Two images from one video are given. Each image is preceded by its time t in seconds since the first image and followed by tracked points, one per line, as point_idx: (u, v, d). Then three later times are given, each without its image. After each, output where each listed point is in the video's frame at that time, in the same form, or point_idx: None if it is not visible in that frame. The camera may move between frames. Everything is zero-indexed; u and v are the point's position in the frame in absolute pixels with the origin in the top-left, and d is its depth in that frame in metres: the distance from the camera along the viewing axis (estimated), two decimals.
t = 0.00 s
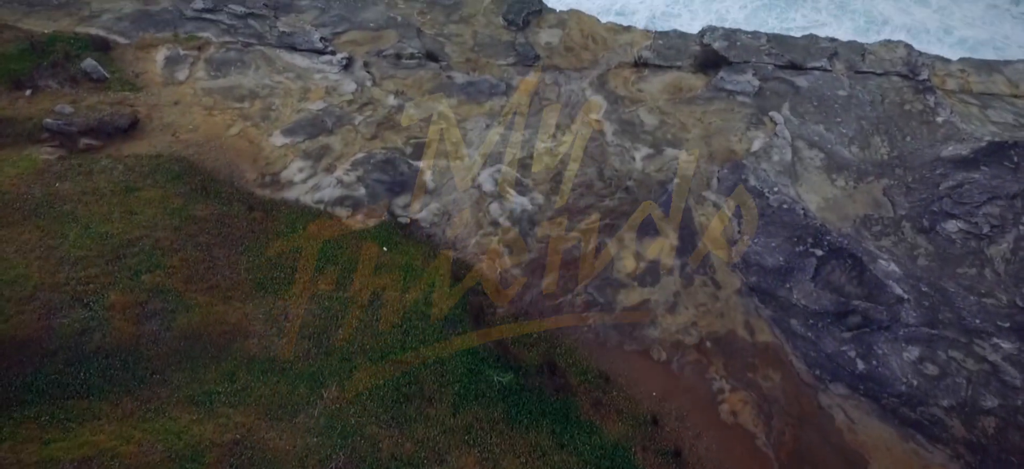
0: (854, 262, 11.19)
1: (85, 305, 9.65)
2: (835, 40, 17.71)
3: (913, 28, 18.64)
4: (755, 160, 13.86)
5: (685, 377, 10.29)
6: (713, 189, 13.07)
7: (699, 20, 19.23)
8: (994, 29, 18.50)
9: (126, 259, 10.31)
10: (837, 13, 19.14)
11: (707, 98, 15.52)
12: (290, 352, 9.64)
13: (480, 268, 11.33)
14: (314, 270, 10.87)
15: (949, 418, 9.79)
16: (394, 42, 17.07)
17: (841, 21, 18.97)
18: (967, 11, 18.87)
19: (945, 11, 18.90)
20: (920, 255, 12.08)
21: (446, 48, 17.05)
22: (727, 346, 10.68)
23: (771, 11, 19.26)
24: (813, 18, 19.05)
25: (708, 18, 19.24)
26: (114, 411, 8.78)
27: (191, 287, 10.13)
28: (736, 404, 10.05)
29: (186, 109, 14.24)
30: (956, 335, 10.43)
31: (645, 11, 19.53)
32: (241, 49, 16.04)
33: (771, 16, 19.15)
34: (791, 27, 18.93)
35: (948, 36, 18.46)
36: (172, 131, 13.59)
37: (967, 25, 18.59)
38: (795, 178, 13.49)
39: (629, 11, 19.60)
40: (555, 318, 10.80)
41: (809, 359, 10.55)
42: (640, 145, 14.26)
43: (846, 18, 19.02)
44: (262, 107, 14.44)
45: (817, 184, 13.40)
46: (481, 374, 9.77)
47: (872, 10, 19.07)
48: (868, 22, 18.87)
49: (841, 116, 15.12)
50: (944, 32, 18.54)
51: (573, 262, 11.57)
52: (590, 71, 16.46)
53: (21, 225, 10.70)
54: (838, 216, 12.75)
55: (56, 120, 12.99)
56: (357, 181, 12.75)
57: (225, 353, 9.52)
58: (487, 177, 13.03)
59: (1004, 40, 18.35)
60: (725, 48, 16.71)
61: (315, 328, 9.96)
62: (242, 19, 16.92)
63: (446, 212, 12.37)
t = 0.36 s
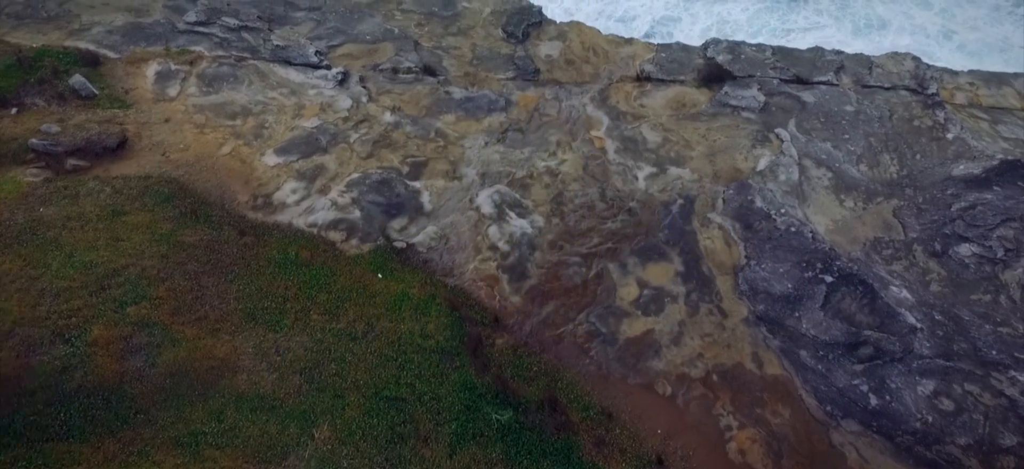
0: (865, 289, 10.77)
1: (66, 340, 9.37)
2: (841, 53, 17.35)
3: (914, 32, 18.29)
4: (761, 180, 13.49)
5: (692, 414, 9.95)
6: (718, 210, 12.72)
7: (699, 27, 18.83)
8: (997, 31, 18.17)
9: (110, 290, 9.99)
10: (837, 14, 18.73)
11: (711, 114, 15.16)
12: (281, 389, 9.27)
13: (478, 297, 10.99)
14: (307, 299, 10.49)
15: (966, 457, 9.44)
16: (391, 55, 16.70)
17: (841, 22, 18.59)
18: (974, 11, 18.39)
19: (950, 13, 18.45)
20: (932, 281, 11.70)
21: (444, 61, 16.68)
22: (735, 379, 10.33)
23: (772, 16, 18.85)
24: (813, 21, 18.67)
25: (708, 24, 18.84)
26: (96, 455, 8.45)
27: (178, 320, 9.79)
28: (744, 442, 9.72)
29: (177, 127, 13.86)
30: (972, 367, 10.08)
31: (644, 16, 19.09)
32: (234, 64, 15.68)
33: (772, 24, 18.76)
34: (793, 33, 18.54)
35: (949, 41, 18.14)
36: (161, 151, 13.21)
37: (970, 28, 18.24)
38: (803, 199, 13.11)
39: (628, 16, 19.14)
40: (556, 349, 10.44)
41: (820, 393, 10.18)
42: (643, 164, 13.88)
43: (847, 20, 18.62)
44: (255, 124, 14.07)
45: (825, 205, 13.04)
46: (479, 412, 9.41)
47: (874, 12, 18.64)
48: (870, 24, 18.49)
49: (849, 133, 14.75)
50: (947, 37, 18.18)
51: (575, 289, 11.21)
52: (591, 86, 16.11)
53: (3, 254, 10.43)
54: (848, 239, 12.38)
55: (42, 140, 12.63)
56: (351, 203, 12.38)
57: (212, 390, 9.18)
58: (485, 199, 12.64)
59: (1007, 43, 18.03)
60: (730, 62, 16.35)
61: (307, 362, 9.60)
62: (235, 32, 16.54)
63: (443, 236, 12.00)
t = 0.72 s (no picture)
0: (878, 321, 10.41)
1: (46, 382, 9.12)
2: (848, 67, 16.97)
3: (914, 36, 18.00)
4: (768, 202, 13.11)
5: (699, 455, 9.65)
6: (725, 235, 12.33)
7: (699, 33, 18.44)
8: (999, 36, 17.86)
9: (93, 326, 9.70)
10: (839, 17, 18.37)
11: (716, 132, 14.79)
12: (271, 432, 8.98)
13: (477, 328, 10.59)
14: (300, 332, 10.12)
15: None
16: (388, 70, 16.32)
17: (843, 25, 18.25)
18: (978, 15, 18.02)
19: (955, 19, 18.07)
20: (946, 310, 11.30)
21: (442, 76, 16.31)
22: (743, 418, 10.02)
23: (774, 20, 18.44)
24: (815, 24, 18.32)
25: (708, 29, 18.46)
26: None
27: (164, 358, 9.50)
28: None
29: (167, 147, 13.47)
30: (990, 405, 9.80)
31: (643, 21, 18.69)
32: (227, 80, 15.30)
33: (774, 27, 18.36)
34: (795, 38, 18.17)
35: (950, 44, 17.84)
36: (151, 173, 12.82)
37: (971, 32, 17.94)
38: (812, 222, 12.71)
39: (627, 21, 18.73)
40: (558, 386, 10.09)
41: (833, 433, 9.86)
42: (646, 185, 13.50)
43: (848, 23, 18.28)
44: (247, 144, 13.68)
45: (835, 228, 12.66)
46: (477, 456, 9.13)
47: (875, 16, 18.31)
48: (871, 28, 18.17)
49: (858, 152, 14.36)
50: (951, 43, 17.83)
51: (577, 321, 10.84)
52: (593, 102, 15.74)
53: None
54: (859, 265, 12.00)
55: (28, 163, 12.27)
56: (347, 228, 12.01)
57: (199, 433, 8.90)
58: (484, 223, 12.25)
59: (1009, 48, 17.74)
60: (735, 77, 15.98)
61: (299, 402, 9.29)
62: (228, 46, 16.15)
63: (441, 262, 11.63)
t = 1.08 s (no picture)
0: (894, 355, 10.15)
1: (25, 427, 8.75)
2: (857, 82, 16.59)
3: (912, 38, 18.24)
4: (777, 226, 12.72)
5: None
6: (733, 261, 11.94)
7: (701, 34, 18.62)
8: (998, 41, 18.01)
9: (75, 366, 9.32)
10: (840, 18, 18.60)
11: (723, 151, 14.38)
12: None
13: (477, 363, 10.33)
14: (292, 369, 9.71)
15: None
16: (385, 86, 15.91)
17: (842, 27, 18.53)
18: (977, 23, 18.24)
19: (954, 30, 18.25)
20: (964, 343, 10.90)
21: (442, 92, 15.90)
22: (755, 461, 9.65)
23: (777, 21, 18.62)
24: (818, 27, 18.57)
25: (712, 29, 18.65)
26: None
27: (149, 399, 9.10)
28: None
29: (157, 169, 13.06)
30: (1014, 446, 9.50)
31: (647, 22, 18.83)
32: (220, 96, 14.91)
33: (776, 31, 18.52)
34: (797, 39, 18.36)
35: (948, 47, 18.01)
36: (140, 196, 12.40)
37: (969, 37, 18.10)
38: (822, 247, 12.35)
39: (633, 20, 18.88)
40: (561, 425, 9.80)
41: None
42: (652, 207, 13.10)
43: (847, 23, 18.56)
44: (240, 165, 13.27)
45: (848, 254, 12.26)
46: None
47: (874, 20, 18.60)
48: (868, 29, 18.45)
49: (869, 172, 13.97)
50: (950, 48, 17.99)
51: (581, 355, 10.47)
52: (596, 119, 15.34)
53: None
54: (873, 293, 11.60)
55: (12, 188, 11.88)
56: (342, 255, 11.59)
57: None
58: (484, 250, 11.85)
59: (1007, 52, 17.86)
60: (741, 94, 15.59)
61: (291, 445, 8.87)
62: (222, 61, 15.77)
63: (440, 292, 11.23)
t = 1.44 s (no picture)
0: (913, 393, 9.77)
1: None
2: (868, 98, 16.19)
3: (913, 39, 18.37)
4: (789, 252, 12.29)
5: None
6: (744, 290, 11.51)
7: (703, 37, 18.90)
8: (1002, 43, 17.98)
9: (57, 410, 8.95)
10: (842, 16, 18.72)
11: (732, 172, 13.96)
12: None
13: (477, 402, 9.99)
14: (285, 410, 9.34)
15: None
16: (383, 102, 15.48)
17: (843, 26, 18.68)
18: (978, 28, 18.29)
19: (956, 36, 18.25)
20: (985, 378, 10.55)
21: (441, 109, 15.47)
22: None
23: (778, 21, 18.83)
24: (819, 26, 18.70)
25: (713, 31, 18.93)
26: None
27: (134, 444, 8.73)
28: None
29: (147, 192, 12.63)
30: None
31: (649, 25, 19.16)
32: (213, 115, 14.48)
33: (778, 35, 18.78)
34: (797, 42, 18.64)
35: (949, 51, 18.05)
36: (129, 222, 11.97)
37: (971, 40, 18.12)
38: (836, 275, 11.92)
39: (635, 23, 19.21)
40: None
41: None
42: (659, 232, 12.68)
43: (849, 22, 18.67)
44: (234, 188, 12.83)
45: (862, 282, 11.84)
46: None
47: (876, 22, 18.68)
48: (869, 33, 18.63)
49: (883, 194, 13.53)
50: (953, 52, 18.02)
51: (587, 394, 10.15)
52: (600, 138, 14.92)
53: None
54: (889, 325, 11.19)
55: None
56: (338, 285, 11.19)
57: None
58: (486, 279, 11.45)
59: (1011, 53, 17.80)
60: (749, 111, 15.20)
61: None
62: (215, 77, 15.31)
63: (440, 324, 10.80)
